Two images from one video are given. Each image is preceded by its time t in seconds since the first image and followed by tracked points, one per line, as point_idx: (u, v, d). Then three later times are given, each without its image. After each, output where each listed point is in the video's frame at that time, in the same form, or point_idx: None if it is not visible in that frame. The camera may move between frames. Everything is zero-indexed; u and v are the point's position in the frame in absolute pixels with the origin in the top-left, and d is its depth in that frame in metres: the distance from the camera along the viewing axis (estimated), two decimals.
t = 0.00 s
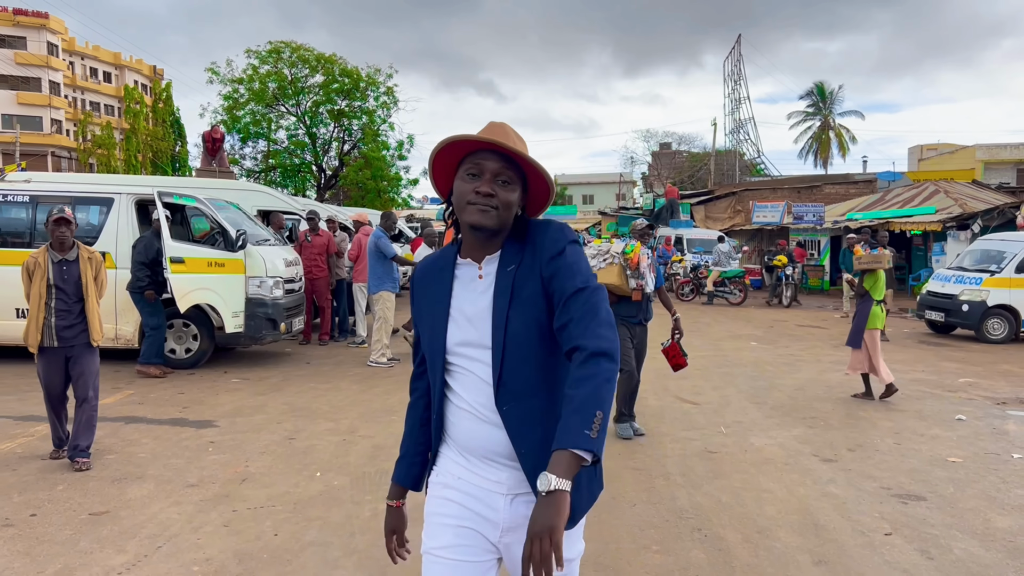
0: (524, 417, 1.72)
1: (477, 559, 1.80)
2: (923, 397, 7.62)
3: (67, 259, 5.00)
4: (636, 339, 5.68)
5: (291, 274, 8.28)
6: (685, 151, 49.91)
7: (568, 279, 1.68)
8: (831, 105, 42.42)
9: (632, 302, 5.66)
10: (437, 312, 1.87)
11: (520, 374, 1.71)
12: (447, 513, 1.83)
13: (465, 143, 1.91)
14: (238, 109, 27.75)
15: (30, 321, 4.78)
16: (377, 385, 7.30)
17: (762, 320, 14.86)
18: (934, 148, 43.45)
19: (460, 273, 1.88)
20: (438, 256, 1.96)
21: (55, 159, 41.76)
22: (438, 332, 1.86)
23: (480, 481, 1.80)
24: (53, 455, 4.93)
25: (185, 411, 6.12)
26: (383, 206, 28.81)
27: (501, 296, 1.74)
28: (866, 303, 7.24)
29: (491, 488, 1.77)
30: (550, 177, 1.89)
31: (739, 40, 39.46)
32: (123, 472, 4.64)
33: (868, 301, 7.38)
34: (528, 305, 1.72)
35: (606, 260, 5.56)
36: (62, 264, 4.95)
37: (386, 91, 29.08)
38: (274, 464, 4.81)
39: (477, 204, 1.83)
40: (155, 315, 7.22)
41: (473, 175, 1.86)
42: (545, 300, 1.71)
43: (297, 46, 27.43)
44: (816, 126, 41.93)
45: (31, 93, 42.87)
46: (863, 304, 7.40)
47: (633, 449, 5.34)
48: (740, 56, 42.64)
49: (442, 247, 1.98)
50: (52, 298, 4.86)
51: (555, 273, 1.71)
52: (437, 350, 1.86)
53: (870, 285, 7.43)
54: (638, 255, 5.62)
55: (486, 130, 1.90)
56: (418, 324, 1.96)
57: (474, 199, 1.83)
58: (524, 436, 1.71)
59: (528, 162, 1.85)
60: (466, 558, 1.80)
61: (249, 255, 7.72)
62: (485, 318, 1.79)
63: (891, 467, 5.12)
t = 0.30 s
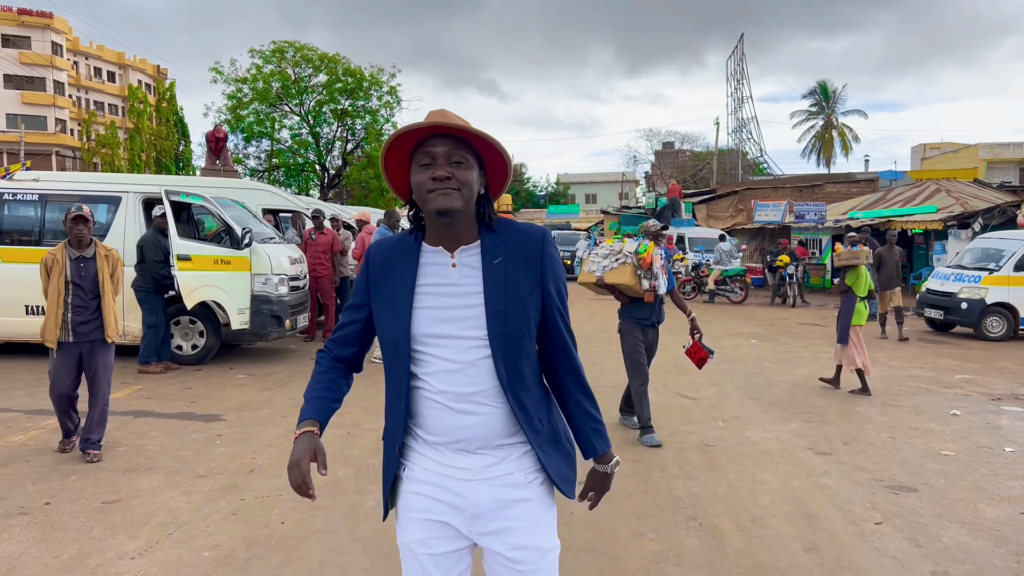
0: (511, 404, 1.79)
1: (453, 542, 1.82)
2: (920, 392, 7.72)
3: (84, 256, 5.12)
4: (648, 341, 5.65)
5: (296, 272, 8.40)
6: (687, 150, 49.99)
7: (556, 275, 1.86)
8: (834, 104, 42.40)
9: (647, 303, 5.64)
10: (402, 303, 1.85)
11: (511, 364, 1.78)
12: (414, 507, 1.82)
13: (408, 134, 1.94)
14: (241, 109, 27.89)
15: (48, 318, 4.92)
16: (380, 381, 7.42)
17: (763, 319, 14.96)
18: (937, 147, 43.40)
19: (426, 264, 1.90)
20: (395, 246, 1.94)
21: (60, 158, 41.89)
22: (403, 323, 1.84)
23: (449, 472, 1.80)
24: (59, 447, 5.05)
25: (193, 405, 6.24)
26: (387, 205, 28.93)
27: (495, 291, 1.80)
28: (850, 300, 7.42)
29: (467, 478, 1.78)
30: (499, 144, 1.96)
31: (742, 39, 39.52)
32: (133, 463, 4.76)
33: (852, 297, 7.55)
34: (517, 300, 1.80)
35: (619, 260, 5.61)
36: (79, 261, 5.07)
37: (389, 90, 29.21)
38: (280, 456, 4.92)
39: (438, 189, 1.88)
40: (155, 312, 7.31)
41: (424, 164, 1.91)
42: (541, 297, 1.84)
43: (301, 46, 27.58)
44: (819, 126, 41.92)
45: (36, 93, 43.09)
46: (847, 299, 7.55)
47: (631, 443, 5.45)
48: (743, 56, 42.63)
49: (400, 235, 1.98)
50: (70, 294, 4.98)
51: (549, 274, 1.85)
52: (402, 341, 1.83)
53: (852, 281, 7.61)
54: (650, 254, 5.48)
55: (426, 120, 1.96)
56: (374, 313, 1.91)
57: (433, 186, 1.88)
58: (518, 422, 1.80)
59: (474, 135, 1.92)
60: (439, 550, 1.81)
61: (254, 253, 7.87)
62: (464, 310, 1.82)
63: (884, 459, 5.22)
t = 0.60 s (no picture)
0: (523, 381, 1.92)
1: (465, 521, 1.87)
2: (918, 388, 7.82)
3: (99, 253, 5.23)
4: (663, 337, 5.63)
5: (302, 269, 8.51)
6: (690, 149, 50.04)
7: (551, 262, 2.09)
8: (837, 103, 42.41)
9: (663, 298, 5.64)
10: (412, 294, 1.88)
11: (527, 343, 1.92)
12: (427, 494, 1.87)
13: (420, 130, 1.99)
14: (245, 108, 28.01)
15: (65, 314, 5.02)
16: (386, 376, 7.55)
17: (764, 316, 15.05)
18: (940, 145, 43.36)
19: (433, 252, 1.96)
20: (400, 236, 1.98)
21: (64, 157, 42.02)
22: (415, 310, 1.87)
23: (462, 456, 1.86)
24: (64, 454, 4.85)
25: (203, 399, 6.37)
26: (390, 204, 29.02)
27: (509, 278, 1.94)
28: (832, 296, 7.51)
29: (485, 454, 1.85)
30: (505, 131, 2.09)
31: (744, 38, 39.54)
32: (146, 455, 4.88)
33: (834, 292, 7.64)
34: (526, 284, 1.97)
35: (634, 253, 5.63)
36: (94, 258, 5.18)
37: (392, 89, 29.31)
38: (289, 448, 5.04)
39: (462, 184, 1.96)
40: (160, 309, 7.42)
41: (443, 157, 1.98)
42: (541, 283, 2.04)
43: (304, 46, 27.71)
44: (822, 124, 41.93)
45: (40, 92, 43.26)
46: (828, 293, 7.65)
47: (632, 436, 5.56)
48: (746, 54, 42.58)
49: (403, 224, 2.00)
50: (85, 290, 5.09)
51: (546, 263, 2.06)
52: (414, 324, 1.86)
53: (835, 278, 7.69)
54: (667, 245, 5.47)
55: (433, 114, 2.01)
56: (376, 302, 1.91)
57: (459, 180, 1.95)
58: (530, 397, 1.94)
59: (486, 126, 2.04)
60: (452, 533, 1.87)
61: (262, 250, 7.96)
62: (471, 296, 1.91)
63: (881, 452, 5.33)
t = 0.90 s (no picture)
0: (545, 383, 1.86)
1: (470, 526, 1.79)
2: (917, 384, 7.91)
3: (105, 253, 5.27)
4: (684, 340, 5.48)
5: (307, 267, 8.59)
6: (691, 146, 50.06)
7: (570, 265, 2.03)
8: (838, 100, 42.41)
9: (684, 299, 5.50)
10: (463, 296, 1.74)
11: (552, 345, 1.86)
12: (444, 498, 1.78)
13: (453, 139, 1.81)
14: (247, 106, 28.10)
15: (72, 313, 5.01)
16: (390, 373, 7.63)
17: (765, 313, 15.14)
18: (941, 142, 43.36)
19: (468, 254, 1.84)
20: (439, 241, 1.81)
21: (68, 155, 42.13)
22: (472, 314, 1.73)
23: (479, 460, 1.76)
24: (67, 457, 4.71)
25: (211, 395, 6.46)
26: (392, 202, 29.10)
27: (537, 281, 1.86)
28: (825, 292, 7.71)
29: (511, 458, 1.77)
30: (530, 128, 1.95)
31: (746, 35, 39.55)
32: (157, 450, 4.98)
33: (821, 291, 7.92)
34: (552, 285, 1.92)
35: (656, 255, 5.55)
36: (101, 257, 5.22)
37: (393, 87, 29.37)
38: (297, 443, 5.13)
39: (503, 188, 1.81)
40: (165, 307, 7.50)
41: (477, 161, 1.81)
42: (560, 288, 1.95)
43: (306, 44, 27.78)
44: (823, 121, 41.94)
45: (43, 91, 43.38)
46: (816, 290, 7.91)
47: (634, 431, 5.64)
48: (747, 51, 42.55)
49: (438, 231, 1.83)
50: (92, 289, 5.10)
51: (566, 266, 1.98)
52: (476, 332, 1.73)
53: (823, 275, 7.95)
54: (689, 247, 5.41)
55: (461, 117, 1.83)
56: (430, 313, 1.74)
57: (500, 185, 1.79)
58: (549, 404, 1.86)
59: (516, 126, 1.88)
60: (461, 538, 1.80)
61: (267, 249, 8.04)
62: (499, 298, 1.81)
63: (879, 446, 5.42)
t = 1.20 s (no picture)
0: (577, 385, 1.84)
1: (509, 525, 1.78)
2: (914, 378, 8.02)
3: (102, 250, 5.29)
4: (708, 336, 5.36)
5: (312, 263, 8.70)
6: (691, 143, 50.12)
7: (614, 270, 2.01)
8: (838, 96, 42.45)
9: (708, 296, 5.38)
10: (509, 285, 1.78)
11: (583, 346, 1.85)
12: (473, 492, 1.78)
13: (496, 140, 1.86)
14: (248, 104, 28.15)
15: (73, 312, 5.03)
16: (394, 368, 7.74)
17: (764, 309, 15.25)
18: (940, 139, 43.42)
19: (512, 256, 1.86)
20: (484, 231, 1.83)
21: (68, 153, 42.18)
22: (513, 303, 1.78)
23: (509, 457, 1.78)
24: (79, 452, 4.80)
25: (219, 390, 6.57)
26: (392, 199, 29.17)
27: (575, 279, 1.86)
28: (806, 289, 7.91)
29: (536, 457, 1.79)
30: (582, 143, 1.93)
31: (745, 31, 39.55)
32: (169, 442, 5.08)
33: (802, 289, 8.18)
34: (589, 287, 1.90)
35: (677, 252, 5.38)
36: (98, 254, 5.23)
37: (394, 85, 29.43)
38: (305, 436, 5.23)
39: (531, 195, 1.81)
40: (169, 304, 7.56)
41: (515, 164, 1.82)
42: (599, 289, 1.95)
43: (307, 42, 27.83)
44: (823, 118, 41.99)
45: (43, 89, 43.42)
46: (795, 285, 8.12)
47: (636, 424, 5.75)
48: (747, 48, 42.56)
49: (480, 221, 1.85)
50: (93, 286, 5.12)
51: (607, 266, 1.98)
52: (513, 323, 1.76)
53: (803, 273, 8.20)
54: (712, 244, 5.25)
55: (509, 120, 1.86)
56: (470, 297, 1.77)
57: (527, 191, 1.80)
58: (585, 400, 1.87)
59: (563, 139, 1.87)
60: (492, 538, 1.77)
61: (273, 246, 8.13)
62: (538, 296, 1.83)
63: (876, 438, 5.53)
